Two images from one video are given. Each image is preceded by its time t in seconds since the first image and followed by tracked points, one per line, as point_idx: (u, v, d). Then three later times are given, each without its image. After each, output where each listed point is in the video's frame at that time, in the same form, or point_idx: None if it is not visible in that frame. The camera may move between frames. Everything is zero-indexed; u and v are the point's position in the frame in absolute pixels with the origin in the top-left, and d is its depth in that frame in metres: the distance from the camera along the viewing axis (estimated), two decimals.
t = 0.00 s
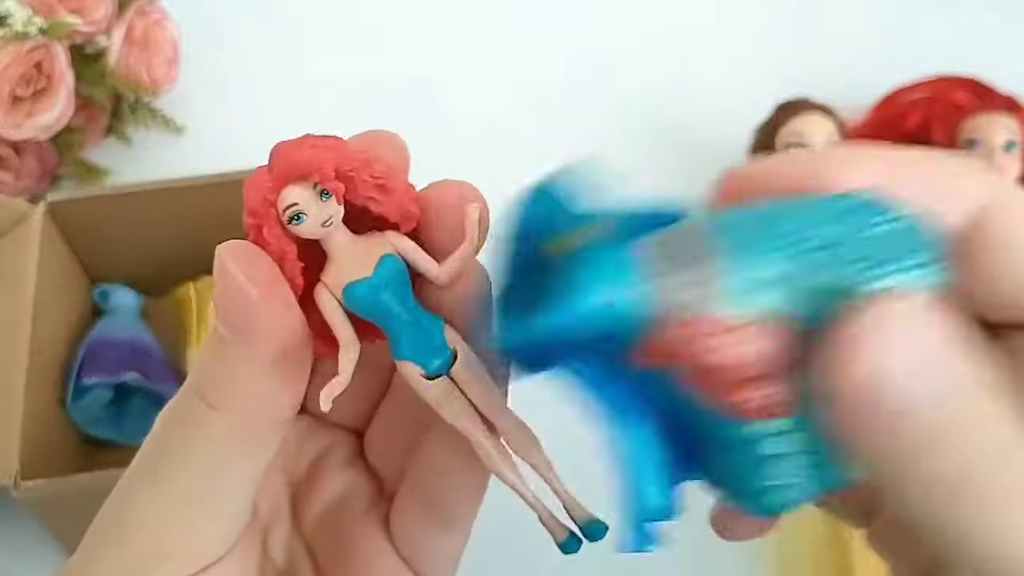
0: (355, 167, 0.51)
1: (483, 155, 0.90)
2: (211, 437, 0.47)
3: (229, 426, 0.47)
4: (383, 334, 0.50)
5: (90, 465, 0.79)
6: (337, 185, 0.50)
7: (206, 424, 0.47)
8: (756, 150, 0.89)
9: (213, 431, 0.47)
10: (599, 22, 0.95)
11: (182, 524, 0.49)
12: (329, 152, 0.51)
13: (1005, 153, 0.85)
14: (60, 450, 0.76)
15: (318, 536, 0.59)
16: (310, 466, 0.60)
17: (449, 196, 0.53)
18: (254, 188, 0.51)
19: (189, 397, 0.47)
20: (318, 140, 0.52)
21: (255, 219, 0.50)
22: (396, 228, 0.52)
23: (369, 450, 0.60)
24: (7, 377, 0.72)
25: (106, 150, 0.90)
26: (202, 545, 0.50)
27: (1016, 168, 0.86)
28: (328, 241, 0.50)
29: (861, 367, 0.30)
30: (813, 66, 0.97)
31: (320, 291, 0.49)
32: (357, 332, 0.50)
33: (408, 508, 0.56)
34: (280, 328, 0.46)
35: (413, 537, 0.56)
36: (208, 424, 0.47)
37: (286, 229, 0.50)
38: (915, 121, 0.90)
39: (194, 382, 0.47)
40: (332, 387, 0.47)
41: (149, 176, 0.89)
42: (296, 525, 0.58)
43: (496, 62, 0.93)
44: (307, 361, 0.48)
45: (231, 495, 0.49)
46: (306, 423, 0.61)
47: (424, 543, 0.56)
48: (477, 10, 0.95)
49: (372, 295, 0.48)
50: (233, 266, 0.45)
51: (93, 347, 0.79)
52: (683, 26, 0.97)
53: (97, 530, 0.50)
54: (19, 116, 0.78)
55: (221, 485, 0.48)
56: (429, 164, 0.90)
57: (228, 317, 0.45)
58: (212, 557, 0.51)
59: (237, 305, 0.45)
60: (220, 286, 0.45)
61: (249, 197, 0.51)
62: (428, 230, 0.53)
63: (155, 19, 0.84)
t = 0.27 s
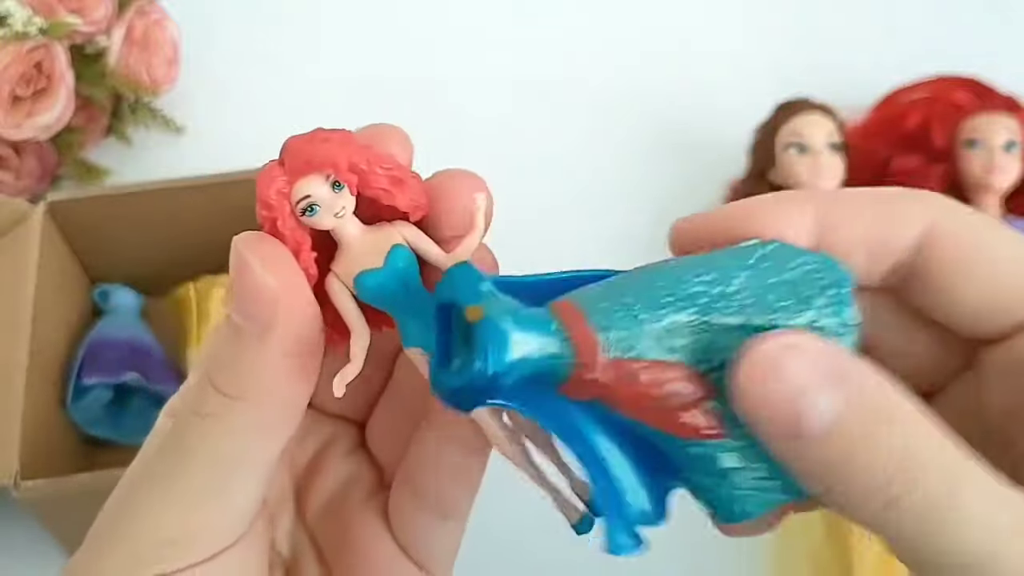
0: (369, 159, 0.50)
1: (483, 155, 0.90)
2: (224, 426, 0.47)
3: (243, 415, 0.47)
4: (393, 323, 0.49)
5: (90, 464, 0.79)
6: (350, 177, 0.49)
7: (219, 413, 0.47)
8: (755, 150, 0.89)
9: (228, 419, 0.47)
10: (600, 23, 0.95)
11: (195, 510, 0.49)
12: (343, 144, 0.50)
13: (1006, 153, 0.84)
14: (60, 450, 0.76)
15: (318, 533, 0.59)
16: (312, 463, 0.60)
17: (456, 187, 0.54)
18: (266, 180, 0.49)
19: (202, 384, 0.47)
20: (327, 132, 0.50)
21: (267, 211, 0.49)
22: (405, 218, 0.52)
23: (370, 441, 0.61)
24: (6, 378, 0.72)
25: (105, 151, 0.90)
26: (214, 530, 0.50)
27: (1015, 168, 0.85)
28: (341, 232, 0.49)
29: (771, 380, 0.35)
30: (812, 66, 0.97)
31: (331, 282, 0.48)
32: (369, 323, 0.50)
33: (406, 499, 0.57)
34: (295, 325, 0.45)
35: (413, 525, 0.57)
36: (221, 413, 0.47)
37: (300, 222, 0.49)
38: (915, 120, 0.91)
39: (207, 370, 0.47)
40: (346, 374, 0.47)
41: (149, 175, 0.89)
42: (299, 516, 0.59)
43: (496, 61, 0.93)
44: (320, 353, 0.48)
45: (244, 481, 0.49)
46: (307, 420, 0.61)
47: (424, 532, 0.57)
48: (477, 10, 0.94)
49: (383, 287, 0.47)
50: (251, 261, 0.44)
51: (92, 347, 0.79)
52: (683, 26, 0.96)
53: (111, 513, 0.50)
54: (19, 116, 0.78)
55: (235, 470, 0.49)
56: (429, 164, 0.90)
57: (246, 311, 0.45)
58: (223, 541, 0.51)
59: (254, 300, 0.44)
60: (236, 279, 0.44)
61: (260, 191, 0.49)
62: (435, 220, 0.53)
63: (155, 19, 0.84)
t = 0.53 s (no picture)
0: (362, 163, 0.51)
1: (483, 155, 0.91)
2: (227, 429, 0.48)
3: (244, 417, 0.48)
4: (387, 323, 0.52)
5: (90, 464, 0.79)
6: (344, 180, 0.50)
7: (221, 416, 0.48)
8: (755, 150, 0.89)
9: (230, 420, 0.48)
10: (601, 22, 0.95)
11: (198, 514, 0.49)
12: (335, 148, 0.51)
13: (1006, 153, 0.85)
14: (60, 450, 0.77)
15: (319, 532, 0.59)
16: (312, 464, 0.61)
17: (453, 188, 0.53)
18: (262, 185, 0.51)
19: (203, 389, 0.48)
20: (322, 136, 0.52)
21: (263, 215, 0.50)
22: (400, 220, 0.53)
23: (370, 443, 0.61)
24: (7, 377, 0.72)
25: (105, 150, 0.90)
26: (219, 534, 0.50)
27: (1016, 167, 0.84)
28: (336, 235, 0.51)
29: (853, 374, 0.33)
30: (812, 66, 0.97)
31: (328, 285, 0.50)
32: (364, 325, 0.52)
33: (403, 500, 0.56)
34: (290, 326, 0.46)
35: (410, 528, 0.56)
36: (224, 416, 0.48)
37: (295, 226, 0.50)
38: (914, 120, 0.90)
39: (208, 374, 0.48)
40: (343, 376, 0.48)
41: (149, 175, 0.89)
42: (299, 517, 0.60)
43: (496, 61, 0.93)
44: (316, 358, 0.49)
45: (247, 484, 0.50)
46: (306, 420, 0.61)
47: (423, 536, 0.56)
48: (477, 9, 0.94)
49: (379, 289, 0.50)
50: (246, 263, 0.45)
51: (92, 346, 0.79)
52: (684, 25, 0.96)
53: (113, 520, 0.50)
54: (19, 116, 0.78)
55: (238, 474, 0.49)
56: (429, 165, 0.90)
57: (242, 312, 0.45)
58: (227, 545, 0.51)
59: (251, 301, 0.45)
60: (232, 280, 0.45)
61: (255, 195, 0.51)
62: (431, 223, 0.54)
63: (155, 19, 0.84)
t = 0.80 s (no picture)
0: (358, 168, 0.50)
1: (484, 155, 0.90)
2: (225, 435, 0.47)
3: (243, 425, 0.47)
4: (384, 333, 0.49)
5: (90, 465, 0.79)
6: (341, 185, 0.49)
7: (219, 423, 0.47)
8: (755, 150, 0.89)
9: (232, 426, 0.47)
10: (601, 22, 0.95)
11: (198, 519, 0.49)
12: (331, 153, 0.50)
13: (1006, 153, 0.84)
14: (60, 450, 0.76)
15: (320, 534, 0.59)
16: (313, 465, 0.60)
17: (448, 195, 0.53)
18: (257, 190, 0.49)
19: (200, 396, 0.47)
20: (317, 141, 0.50)
21: (257, 221, 0.48)
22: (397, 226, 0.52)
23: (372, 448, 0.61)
24: (6, 378, 0.72)
25: (105, 150, 0.90)
26: (219, 537, 0.50)
27: (1015, 168, 0.85)
28: (333, 241, 0.49)
29: (728, 420, 0.38)
30: (812, 66, 0.97)
31: (325, 293, 0.49)
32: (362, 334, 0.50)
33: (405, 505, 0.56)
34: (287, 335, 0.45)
35: (411, 531, 0.56)
36: (222, 423, 0.47)
37: (291, 232, 0.48)
38: (915, 120, 0.91)
39: (205, 381, 0.47)
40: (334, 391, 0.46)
41: (149, 175, 0.89)
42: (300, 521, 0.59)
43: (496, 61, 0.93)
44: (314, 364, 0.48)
45: (246, 489, 0.49)
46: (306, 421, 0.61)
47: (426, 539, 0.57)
48: (477, 10, 0.94)
49: (375, 299, 0.47)
50: (243, 272, 0.45)
51: (93, 347, 0.79)
52: (683, 25, 0.96)
53: (115, 522, 0.50)
54: (19, 116, 0.78)
55: (237, 479, 0.49)
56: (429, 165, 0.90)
57: (240, 321, 0.45)
58: (228, 548, 0.51)
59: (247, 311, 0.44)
60: (228, 289, 0.45)
61: (249, 201, 0.49)
62: (428, 230, 0.53)
63: (154, 19, 0.84)
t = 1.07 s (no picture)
0: (347, 162, 0.51)
1: (483, 156, 0.91)
2: (218, 433, 0.48)
3: (235, 422, 0.47)
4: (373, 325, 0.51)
5: (90, 464, 0.79)
6: (329, 179, 0.50)
7: (212, 420, 0.47)
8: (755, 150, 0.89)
9: (223, 422, 0.47)
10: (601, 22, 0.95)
11: (192, 517, 0.50)
12: (321, 147, 0.51)
13: (1006, 153, 0.85)
14: (60, 450, 0.76)
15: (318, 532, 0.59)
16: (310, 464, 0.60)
17: (439, 188, 0.52)
18: (249, 186, 0.51)
19: (194, 393, 0.48)
20: (308, 137, 0.52)
21: (248, 217, 0.50)
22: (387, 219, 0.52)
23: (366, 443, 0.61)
24: (7, 378, 0.72)
25: (105, 151, 0.90)
26: (214, 536, 0.50)
27: (1015, 168, 0.85)
28: (322, 235, 0.50)
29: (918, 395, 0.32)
30: (812, 66, 0.97)
31: (314, 286, 0.50)
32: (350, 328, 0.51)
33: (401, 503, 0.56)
34: (279, 329, 0.45)
35: (406, 530, 0.56)
36: (215, 418, 0.47)
37: (280, 226, 0.50)
38: (915, 120, 0.91)
39: (198, 377, 0.47)
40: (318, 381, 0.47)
41: (149, 175, 0.89)
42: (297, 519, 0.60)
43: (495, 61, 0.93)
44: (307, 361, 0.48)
45: (241, 488, 0.49)
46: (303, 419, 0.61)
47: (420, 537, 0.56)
48: (477, 9, 0.94)
49: (363, 292, 0.49)
50: (234, 266, 0.45)
51: (92, 346, 0.79)
52: (683, 25, 0.96)
53: (111, 521, 0.51)
54: (19, 116, 0.78)
55: (230, 478, 0.49)
56: (428, 165, 0.90)
57: (231, 315, 0.45)
58: (223, 547, 0.51)
59: (237, 304, 0.44)
60: (220, 283, 0.45)
61: (242, 197, 0.51)
62: (418, 223, 0.52)
63: (155, 19, 0.84)
